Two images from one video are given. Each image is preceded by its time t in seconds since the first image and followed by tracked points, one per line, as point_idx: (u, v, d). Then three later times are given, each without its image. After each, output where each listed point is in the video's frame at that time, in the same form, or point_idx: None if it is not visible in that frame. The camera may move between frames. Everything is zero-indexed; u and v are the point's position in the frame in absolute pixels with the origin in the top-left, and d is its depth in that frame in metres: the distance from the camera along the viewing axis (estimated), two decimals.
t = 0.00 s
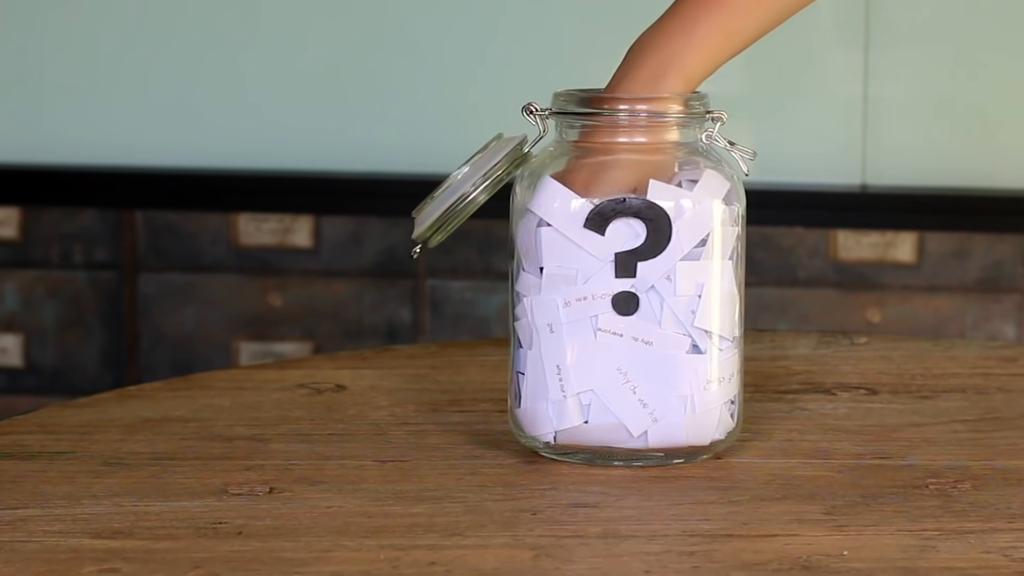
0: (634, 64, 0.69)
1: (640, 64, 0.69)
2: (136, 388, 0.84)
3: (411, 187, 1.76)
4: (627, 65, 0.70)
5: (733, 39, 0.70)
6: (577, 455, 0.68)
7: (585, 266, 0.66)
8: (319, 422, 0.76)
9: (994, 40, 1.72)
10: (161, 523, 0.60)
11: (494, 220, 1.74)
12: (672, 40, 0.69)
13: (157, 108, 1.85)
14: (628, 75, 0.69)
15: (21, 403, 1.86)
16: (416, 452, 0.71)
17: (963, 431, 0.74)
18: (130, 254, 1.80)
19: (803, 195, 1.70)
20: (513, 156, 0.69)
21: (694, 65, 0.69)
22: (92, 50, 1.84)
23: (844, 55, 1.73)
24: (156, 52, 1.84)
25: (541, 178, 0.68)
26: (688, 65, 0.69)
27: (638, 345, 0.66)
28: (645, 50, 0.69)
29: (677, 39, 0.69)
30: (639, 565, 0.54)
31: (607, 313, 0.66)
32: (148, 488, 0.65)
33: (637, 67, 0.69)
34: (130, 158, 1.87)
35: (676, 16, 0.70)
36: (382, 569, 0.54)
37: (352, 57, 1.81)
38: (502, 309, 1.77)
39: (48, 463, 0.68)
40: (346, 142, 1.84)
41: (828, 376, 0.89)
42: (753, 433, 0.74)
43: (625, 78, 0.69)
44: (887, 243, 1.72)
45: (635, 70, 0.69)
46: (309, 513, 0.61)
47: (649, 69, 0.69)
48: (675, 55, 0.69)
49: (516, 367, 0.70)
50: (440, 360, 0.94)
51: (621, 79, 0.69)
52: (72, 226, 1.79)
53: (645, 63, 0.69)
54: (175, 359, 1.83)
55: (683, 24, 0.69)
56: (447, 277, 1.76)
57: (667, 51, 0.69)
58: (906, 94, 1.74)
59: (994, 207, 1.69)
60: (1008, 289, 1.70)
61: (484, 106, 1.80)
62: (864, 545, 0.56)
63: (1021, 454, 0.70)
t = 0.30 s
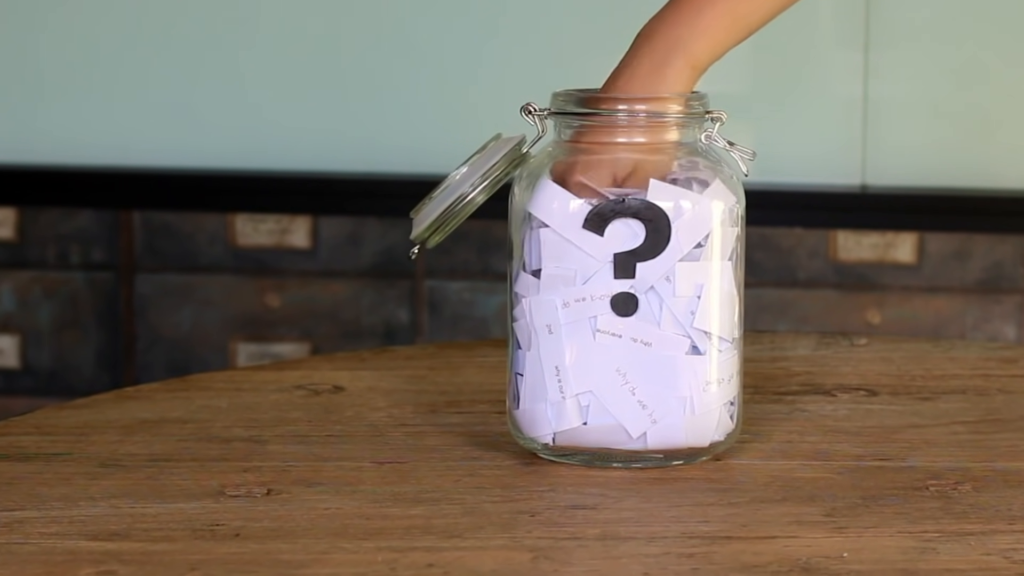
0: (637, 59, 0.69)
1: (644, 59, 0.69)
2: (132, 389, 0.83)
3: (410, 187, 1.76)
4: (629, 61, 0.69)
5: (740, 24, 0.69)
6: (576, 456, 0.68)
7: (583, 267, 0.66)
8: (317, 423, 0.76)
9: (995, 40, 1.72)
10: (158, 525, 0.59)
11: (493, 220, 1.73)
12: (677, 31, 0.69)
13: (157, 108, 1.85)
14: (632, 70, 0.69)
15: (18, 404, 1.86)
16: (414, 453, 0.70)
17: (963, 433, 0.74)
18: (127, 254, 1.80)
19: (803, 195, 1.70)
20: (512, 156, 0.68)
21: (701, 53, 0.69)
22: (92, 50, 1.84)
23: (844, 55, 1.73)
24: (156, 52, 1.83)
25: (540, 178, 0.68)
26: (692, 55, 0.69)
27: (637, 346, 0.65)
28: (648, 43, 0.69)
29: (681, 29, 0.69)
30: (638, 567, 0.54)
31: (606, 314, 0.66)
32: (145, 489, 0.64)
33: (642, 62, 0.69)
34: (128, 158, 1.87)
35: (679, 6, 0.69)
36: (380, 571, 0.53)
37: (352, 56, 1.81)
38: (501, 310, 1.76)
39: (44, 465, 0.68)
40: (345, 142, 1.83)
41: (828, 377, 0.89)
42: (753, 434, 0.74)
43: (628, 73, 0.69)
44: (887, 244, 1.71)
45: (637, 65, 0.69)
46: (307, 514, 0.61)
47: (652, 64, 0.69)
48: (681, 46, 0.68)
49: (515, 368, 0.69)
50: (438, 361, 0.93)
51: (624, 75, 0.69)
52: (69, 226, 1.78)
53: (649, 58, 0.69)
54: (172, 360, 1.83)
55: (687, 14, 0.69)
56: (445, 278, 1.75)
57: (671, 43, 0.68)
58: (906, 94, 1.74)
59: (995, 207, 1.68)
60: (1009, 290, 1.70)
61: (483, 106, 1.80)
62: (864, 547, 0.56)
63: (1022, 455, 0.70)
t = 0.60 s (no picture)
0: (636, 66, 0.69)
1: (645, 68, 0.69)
2: (128, 390, 0.83)
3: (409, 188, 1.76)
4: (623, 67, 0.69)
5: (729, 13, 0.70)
6: (575, 458, 0.68)
7: (582, 268, 0.65)
8: (314, 425, 0.76)
9: (996, 41, 1.71)
10: (155, 527, 0.59)
11: (491, 221, 1.73)
12: None
13: (157, 108, 1.84)
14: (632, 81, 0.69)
15: (14, 406, 1.85)
16: (412, 455, 0.70)
17: (963, 434, 0.74)
18: (123, 255, 1.79)
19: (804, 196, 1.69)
20: (510, 156, 0.68)
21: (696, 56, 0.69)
22: (91, 50, 1.84)
23: (844, 55, 1.73)
24: (155, 52, 1.83)
25: (538, 178, 0.67)
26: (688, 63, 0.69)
27: (636, 347, 0.65)
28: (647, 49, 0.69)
29: (686, 18, 0.69)
30: (637, 570, 0.53)
31: (604, 315, 0.65)
32: (142, 491, 0.64)
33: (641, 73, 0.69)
34: (127, 159, 1.86)
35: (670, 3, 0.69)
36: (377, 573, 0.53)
37: (352, 56, 1.80)
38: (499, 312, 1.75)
39: (40, 467, 0.67)
40: (345, 142, 1.83)
41: (828, 378, 0.89)
42: (752, 436, 0.74)
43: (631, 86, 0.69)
44: (887, 245, 1.70)
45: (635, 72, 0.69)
46: (304, 517, 0.60)
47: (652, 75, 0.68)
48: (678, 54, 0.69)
49: (513, 369, 0.69)
50: (437, 362, 0.93)
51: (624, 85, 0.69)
52: (65, 227, 1.78)
53: (650, 68, 0.68)
54: (169, 361, 1.83)
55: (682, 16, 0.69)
56: (443, 279, 1.74)
57: (676, 32, 0.68)
58: (906, 94, 1.73)
59: (995, 208, 1.68)
60: (1009, 291, 1.69)
61: (483, 107, 1.80)
62: (864, 549, 0.56)
63: (1023, 457, 0.69)
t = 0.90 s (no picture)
0: (637, 56, 0.69)
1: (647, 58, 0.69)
2: (124, 392, 0.83)
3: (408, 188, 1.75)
4: (626, 52, 0.69)
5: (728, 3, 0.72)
6: (573, 460, 0.67)
7: (580, 269, 0.65)
8: (312, 427, 0.75)
9: (998, 41, 1.71)
10: (151, 529, 0.59)
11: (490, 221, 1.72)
12: None
13: (156, 108, 1.84)
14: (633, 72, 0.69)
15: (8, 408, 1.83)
16: (410, 457, 0.70)
17: (964, 436, 0.73)
18: (119, 256, 1.77)
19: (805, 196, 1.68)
20: (509, 157, 0.68)
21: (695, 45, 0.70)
22: (90, 49, 1.83)
23: (844, 55, 1.72)
24: (153, 51, 1.83)
25: (537, 179, 0.67)
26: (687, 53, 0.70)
27: (634, 349, 0.65)
28: (655, 27, 0.69)
29: None
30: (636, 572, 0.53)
31: (603, 316, 0.65)
32: (138, 494, 0.64)
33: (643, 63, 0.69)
34: (125, 159, 1.86)
35: None
36: None
37: (351, 55, 1.80)
38: (497, 312, 1.74)
39: (36, 469, 0.67)
40: (344, 143, 1.83)
41: (828, 380, 0.88)
42: (751, 438, 0.74)
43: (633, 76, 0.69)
44: (887, 246, 1.69)
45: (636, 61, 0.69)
46: (301, 519, 0.60)
47: (654, 66, 0.69)
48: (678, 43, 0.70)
49: (511, 371, 0.69)
50: (434, 363, 0.93)
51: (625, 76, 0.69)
52: (60, 228, 1.76)
53: (659, 46, 0.69)
54: (165, 363, 1.80)
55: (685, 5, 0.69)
56: (442, 280, 1.74)
57: None
58: (906, 94, 1.73)
59: (996, 208, 1.67)
60: (1010, 293, 1.67)
61: (483, 107, 1.79)
62: (864, 552, 0.56)
63: (1023, 459, 0.69)
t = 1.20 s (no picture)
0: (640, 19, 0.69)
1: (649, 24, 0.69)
2: (121, 393, 0.82)
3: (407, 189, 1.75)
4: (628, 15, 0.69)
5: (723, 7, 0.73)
6: (572, 462, 0.67)
7: (578, 270, 0.65)
8: (309, 428, 0.75)
9: (999, 40, 1.70)
10: (147, 531, 0.59)
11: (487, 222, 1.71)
12: None
13: (155, 107, 1.83)
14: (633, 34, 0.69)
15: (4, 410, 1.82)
16: (408, 459, 0.69)
17: (964, 438, 0.73)
18: (115, 257, 1.76)
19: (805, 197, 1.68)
20: (507, 157, 0.67)
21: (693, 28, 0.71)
22: (89, 49, 1.83)
23: (844, 55, 1.72)
24: (152, 51, 1.82)
25: (535, 179, 0.67)
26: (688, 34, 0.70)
27: (633, 350, 0.64)
28: None
29: None
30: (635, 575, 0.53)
31: (602, 317, 0.65)
32: (135, 496, 0.63)
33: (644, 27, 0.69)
34: (123, 159, 1.85)
35: None
36: None
37: (351, 55, 1.80)
38: (496, 313, 1.73)
39: (32, 471, 0.67)
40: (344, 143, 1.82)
41: (828, 381, 0.88)
42: (750, 440, 0.73)
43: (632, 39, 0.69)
44: (887, 247, 1.68)
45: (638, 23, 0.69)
46: (298, 521, 0.60)
47: (655, 33, 0.69)
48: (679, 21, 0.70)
49: (510, 372, 0.68)
50: (431, 365, 0.92)
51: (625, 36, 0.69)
52: (56, 228, 1.75)
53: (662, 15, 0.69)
54: (162, 364, 1.79)
55: None
56: (439, 280, 1.73)
57: None
58: (906, 94, 1.72)
59: (996, 209, 1.65)
60: (1010, 294, 1.66)
61: (483, 107, 1.79)
62: (863, 554, 0.55)
63: None
